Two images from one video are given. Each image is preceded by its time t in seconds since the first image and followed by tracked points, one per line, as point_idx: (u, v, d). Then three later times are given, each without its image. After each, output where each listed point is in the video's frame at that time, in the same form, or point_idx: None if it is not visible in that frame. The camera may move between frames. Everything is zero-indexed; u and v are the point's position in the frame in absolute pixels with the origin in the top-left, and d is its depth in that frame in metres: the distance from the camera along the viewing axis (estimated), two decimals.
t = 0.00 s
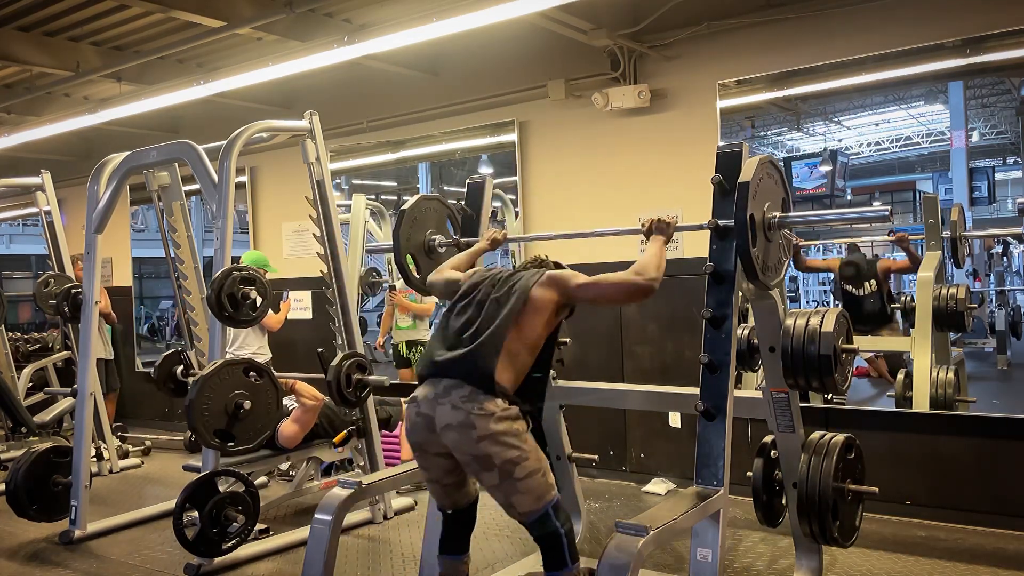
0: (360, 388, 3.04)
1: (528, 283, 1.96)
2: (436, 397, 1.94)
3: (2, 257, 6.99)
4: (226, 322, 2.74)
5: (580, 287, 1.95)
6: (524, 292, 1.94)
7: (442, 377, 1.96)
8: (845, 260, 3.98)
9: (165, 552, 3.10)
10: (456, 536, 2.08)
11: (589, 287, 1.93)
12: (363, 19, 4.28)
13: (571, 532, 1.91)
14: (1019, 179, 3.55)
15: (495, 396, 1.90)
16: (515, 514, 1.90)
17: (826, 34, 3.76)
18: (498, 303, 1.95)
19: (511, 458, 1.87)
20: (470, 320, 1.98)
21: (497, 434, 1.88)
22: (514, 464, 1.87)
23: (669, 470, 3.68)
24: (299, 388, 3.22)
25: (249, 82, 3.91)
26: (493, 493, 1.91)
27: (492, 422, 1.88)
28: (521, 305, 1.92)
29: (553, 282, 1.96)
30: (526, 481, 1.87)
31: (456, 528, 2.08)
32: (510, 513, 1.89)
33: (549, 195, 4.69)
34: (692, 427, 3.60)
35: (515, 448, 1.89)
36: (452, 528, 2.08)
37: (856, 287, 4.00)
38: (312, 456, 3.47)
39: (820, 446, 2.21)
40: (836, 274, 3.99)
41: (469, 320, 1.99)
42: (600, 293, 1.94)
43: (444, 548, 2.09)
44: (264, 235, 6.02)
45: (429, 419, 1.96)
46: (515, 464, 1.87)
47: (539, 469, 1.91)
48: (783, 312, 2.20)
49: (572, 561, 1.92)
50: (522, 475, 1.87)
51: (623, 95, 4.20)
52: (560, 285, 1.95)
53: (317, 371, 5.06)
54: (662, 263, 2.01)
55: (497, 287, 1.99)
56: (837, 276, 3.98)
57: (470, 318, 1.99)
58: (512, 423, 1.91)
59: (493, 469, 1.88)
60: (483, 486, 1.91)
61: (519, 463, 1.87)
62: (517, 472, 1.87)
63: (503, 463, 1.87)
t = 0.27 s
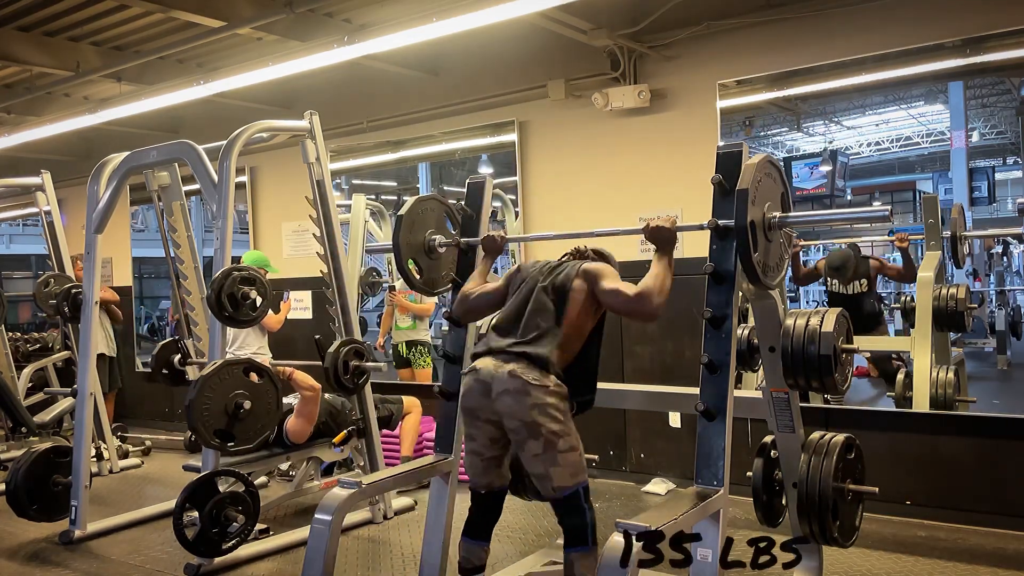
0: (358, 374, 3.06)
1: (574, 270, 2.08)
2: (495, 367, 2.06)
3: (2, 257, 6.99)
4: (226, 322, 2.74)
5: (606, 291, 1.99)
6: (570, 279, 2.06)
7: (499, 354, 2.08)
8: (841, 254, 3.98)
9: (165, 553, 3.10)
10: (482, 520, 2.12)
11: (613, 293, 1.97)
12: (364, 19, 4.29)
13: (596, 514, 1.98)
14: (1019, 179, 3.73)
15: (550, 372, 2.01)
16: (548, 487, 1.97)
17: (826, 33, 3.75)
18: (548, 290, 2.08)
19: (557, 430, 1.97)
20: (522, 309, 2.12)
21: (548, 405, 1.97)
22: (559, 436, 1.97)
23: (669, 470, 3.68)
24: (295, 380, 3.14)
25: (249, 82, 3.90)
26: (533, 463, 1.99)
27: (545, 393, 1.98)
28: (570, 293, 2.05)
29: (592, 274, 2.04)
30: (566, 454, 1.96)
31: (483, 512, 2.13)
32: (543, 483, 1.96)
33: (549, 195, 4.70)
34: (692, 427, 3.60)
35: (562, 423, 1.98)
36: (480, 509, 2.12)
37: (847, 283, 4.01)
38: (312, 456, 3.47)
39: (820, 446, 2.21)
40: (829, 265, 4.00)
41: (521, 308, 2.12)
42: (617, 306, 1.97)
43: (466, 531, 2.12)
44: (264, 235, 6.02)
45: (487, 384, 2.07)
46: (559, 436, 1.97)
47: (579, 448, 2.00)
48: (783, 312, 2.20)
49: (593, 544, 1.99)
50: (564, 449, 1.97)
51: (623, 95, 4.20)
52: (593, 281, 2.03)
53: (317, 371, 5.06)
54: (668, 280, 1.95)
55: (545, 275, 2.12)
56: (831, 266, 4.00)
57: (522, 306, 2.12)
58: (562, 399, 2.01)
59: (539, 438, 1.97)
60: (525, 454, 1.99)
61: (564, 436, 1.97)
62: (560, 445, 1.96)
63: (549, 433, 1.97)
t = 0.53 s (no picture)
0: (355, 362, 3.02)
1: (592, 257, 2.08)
2: (543, 365, 2.10)
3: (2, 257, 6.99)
4: (225, 322, 2.74)
5: (609, 287, 1.99)
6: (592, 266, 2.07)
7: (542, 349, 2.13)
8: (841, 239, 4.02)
9: (165, 553, 3.10)
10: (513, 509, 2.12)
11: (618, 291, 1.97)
12: (364, 19, 4.29)
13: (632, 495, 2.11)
14: (1019, 179, 3.78)
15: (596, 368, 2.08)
16: (589, 473, 2.09)
17: (826, 33, 3.75)
18: (573, 280, 2.09)
19: (600, 425, 2.07)
20: (552, 301, 2.15)
21: (594, 403, 2.06)
22: (603, 430, 2.07)
23: (669, 470, 3.68)
24: (291, 372, 3.12)
25: (249, 82, 3.90)
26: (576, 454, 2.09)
27: (592, 391, 2.06)
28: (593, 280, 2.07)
29: (605, 261, 2.04)
30: (608, 446, 2.07)
31: (516, 502, 2.13)
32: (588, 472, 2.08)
33: (549, 195, 4.70)
34: (692, 428, 3.60)
35: (606, 418, 2.08)
36: (514, 500, 2.13)
37: (845, 270, 4.05)
38: (312, 456, 3.46)
39: (820, 446, 2.21)
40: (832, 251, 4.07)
41: (550, 299, 2.15)
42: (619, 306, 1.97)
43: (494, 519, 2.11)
44: (264, 235, 6.02)
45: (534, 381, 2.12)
46: (602, 430, 2.07)
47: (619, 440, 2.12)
48: (783, 312, 2.20)
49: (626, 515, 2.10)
50: (607, 442, 2.07)
51: (623, 95, 4.20)
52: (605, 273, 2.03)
53: (317, 371, 5.06)
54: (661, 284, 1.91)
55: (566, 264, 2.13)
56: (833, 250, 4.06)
57: (551, 298, 2.15)
58: (606, 395, 2.10)
59: (583, 432, 2.06)
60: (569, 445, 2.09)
61: (606, 430, 2.07)
62: (602, 438, 2.07)
63: (594, 428, 2.07)
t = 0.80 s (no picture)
0: (354, 347, 3.03)
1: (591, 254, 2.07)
2: (563, 370, 2.11)
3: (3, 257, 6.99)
4: (226, 322, 2.74)
5: (609, 286, 1.99)
6: (592, 264, 2.06)
7: (558, 353, 2.13)
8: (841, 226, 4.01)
9: (165, 553, 3.10)
10: (564, 502, 2.16)
11: (619, 291, 1.96)
12: (364, 19, 4.29)
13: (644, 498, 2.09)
14: (1018, 179, 3.91)
15: (613, 369, 2.07)
16: (605, 474, 2.09)
17: (826, 33, 3.75)
18: (574, 280, 2.08)
19: (618, 426, 2.07)
20: (556, 300, 2.12)
21: (612, 405, 2.06)
22: (620, 431, 2.07)
23: (669, 469, 3.67)
24: (280, 368, 3.08)
25: (249, 82, 3.90)
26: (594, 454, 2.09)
27: (611, 394, 2.05)
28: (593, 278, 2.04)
29: (604, 258, 2.03)
30: (624, 448, 2.06)
31: (564, 495, 2.17)
32: (602, 471, 2.08)
33: (549, 195, 4.70)
34: (692, 428, 3.60)
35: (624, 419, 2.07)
36: (562, 493, 2.17)
37: (844, 262, 4.04)
38: (312, 456, 3.46)
39: (820, 446, 2.21)
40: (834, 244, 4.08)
41: (553, 300, 2.13)
42: (620, 306, 1.96)
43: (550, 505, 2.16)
44: (264, 235, 6.02)
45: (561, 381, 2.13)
46: (620, 431, 2.07)
47: (636, 441, 2.10)
48: (783, 312, 2.20)
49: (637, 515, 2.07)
50: (623, 443, 2.07)
51: (623, 95, 4.20)
52: (605, 272, 2.01)
53: (317, 371, 5.06)
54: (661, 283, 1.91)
55: (563, 263, 2.11)
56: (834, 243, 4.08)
57: (553, 299, 2.13)
58: (626, 398, 2.09)
59: (601, 433, 2.07)
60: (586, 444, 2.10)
61: (624, 432, 2.07)
62: (619, 439, 2.06)
63: (612, 429, 2.07)
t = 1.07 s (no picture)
0: (353, 347, 3.03)
1: (589, 250, 2.07)
2: (555, 369, 2.10)
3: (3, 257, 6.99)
4: (226, 322, 2.74)
5: (605, 282, 1.98)
6: (591, 260, 2.05)
7: (550, 351, 2.12)
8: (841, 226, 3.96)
9: (165, 553, 3.10)
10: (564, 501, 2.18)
11: (616, 287, 1.95)
12: (364, 19, 4.28)
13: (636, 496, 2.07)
14: (1018, 179, 3.90)
15: (604, 368, 2.06)
16: (596, 471, 2.09)
17: (826, 33, 3.75)
18: (571, 276, 2.07)
19: (608, 424, 2.06)
20: (552, 295, 2.12)
21: (602, 403, 2.05)
22: (610, 429, 2.06)
23: (669, 469, 3.67)
24: (280, 367, 3.08)
25: (249, 82, 3.90)
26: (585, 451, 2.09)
27: (600, 393, 2.05)
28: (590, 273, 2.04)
29: (604, 254, 2.03)
30: (614, 445, 2.05)
31: (565, 495, 2.18)
32: (594, 468, 2.08)
33: (549, 195, 4.70)
34: (692, 428, 3.60)
35: (615, 417, 2.07)
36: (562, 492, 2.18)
37: (844, 262, 4.01)
38: (312, 456, 3.46)
39: (820, 446, 2.21)
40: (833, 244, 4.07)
41: (548, 295, 2.12)
42: (615, 302, 1.96)
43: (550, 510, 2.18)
44: (264, 235, 6.02)
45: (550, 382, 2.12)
46: (610, 429, 2.06)
47: (627, 438, 2.09)
48: (783, 312, 2.20)
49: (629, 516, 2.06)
50: (614, 440, 2.06)
51: (623, 95, 4.20)
52: (602, 268, 2.01)
53: (317, 371, 5.06)
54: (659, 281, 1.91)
55: (560, 259, 2.11)
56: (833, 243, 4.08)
57: (548, 294, 2.13)
58: (616, 396, 2.07)
59: (591, 431, 2.06)
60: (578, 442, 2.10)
61: (615, 429, 2.06)
62: (609, 437, 2.06)
63: (602, 427, 2.06)
